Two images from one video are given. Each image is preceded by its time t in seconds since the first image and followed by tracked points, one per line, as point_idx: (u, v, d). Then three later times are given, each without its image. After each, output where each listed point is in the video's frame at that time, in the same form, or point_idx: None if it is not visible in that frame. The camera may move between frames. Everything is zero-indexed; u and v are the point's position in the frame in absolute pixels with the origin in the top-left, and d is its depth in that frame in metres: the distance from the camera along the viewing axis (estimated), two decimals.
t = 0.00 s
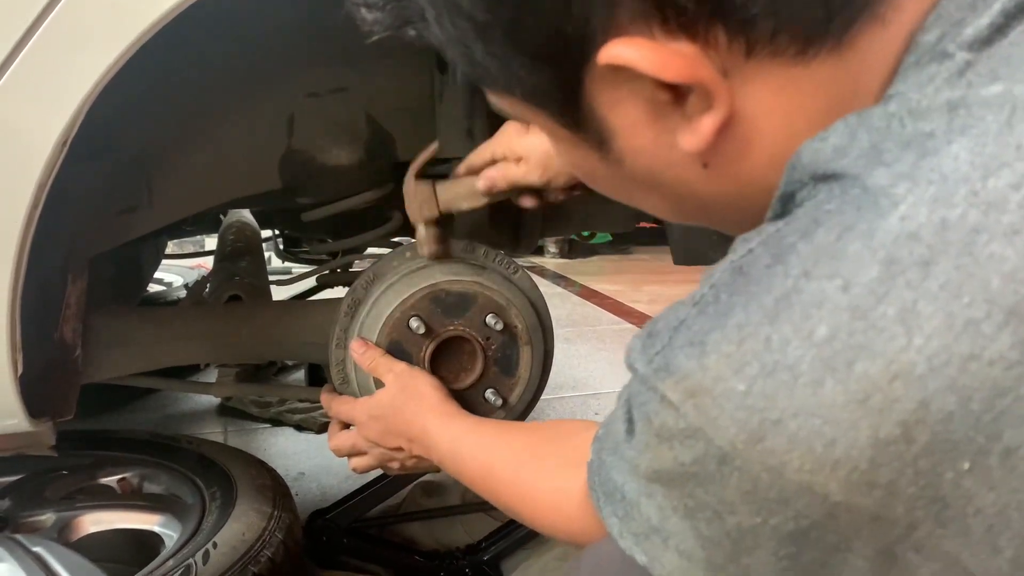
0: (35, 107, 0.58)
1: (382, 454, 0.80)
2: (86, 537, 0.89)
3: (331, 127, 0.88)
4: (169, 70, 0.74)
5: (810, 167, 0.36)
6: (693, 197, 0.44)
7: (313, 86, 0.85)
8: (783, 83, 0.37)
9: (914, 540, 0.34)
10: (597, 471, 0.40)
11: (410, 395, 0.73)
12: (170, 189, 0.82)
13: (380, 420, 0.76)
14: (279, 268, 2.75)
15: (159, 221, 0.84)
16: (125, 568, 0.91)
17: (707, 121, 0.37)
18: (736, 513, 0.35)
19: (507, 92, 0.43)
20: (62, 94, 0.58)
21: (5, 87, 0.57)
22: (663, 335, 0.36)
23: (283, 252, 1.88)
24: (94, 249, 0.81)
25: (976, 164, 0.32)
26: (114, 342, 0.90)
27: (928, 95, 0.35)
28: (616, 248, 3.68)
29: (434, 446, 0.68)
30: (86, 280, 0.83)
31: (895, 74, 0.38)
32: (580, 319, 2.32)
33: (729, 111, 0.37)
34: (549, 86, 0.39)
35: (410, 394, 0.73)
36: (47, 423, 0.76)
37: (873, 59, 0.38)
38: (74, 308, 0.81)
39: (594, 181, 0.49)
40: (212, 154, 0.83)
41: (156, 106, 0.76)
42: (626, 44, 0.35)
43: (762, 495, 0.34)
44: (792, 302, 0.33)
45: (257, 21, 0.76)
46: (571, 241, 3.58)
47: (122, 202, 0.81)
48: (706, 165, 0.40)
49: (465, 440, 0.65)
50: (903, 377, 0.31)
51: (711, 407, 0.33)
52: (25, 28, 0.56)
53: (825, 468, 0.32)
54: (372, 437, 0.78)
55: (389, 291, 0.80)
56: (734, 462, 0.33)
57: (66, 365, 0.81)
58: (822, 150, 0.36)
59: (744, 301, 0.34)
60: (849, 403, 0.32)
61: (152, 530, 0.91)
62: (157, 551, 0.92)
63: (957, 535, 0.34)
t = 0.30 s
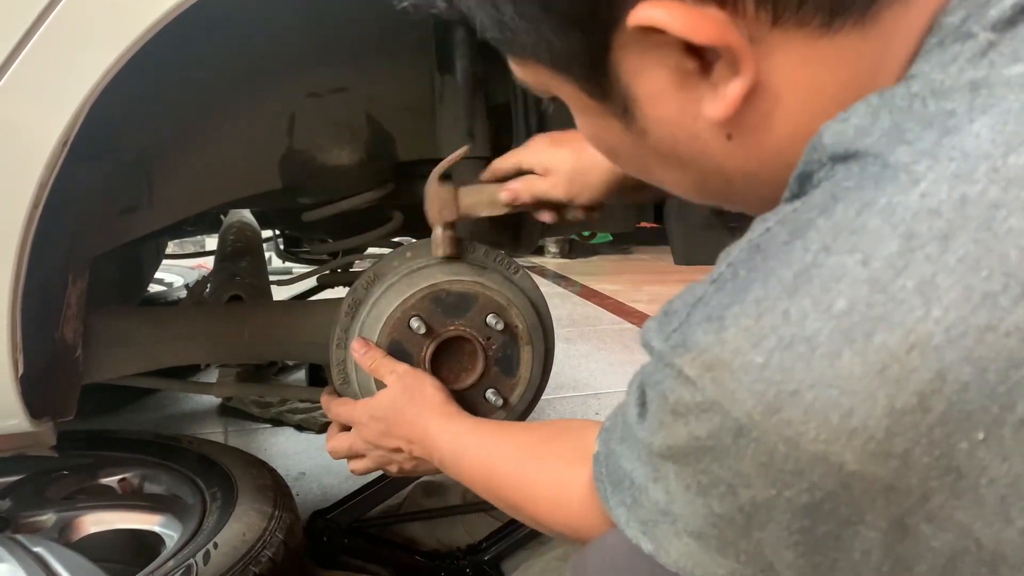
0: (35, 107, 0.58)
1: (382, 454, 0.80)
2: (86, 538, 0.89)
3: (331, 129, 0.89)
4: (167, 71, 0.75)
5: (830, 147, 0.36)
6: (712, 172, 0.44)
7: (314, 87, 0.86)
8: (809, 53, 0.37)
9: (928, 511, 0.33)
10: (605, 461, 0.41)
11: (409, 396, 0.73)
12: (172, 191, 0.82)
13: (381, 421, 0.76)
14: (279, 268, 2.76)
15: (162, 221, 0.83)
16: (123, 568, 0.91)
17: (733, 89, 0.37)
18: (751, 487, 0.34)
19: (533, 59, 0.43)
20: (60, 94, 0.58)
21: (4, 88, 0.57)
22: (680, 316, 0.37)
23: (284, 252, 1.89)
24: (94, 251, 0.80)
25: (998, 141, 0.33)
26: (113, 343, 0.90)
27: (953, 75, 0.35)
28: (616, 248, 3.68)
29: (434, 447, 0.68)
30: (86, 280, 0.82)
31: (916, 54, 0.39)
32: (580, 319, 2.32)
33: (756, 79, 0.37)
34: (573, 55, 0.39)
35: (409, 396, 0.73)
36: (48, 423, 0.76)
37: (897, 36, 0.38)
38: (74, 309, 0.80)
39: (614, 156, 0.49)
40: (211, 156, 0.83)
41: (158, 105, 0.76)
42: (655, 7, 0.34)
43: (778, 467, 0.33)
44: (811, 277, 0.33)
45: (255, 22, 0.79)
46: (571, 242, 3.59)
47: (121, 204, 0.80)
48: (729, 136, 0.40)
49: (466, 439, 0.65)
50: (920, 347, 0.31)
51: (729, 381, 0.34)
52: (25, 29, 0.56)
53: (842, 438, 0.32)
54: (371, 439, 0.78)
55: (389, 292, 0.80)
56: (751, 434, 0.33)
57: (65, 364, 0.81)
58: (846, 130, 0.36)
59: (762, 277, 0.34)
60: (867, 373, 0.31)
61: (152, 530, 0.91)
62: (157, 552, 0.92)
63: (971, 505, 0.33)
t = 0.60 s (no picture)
0: (35, 106, 0.58)
1: (342, 464, 0.78)
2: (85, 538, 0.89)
3: (331, 127, 0.89)
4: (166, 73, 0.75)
5: (814, 134, 0.36)
6: (727, 150, 0.42)
7: (314, 87, 0.86)
8: (832, 22, 0.36)
9: (886, 480, 0.33)
10: (595, 455, 0.41)
11: (372, 404, 0.73)
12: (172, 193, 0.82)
13: (342, 428, 0.75)
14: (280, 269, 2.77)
15: (164, 220, 0.82)
16: (125, 569, 0.91)
17: (755, 55, 0.36)
18: (728, 457, 0.34)
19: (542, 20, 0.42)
20: (59, 94, 0.58)
21: (5, 88, 0.57)
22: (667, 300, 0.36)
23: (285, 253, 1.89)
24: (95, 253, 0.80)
25: (958, 132, 0.33)
26: (113, 343, 0.91)
27: (941, 50, 0.36)
28: (616, 249, 3.69)
29: (399, 453, 0.68)
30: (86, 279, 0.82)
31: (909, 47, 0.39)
32: (580, 319, 2.32)
33: (779, 47, 0.36)
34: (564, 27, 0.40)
35: (372, 403, 0.73)
36: (47, 424, 0.76)
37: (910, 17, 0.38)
38: (74, 309, 0.80)
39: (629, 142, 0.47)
40: (211, 155, 0.84)
41: (159, 105, 0.77)
42: None
43: (749, 432, 0.33)
44: (784, 256, 0.33)
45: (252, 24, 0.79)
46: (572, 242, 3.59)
47: (120, 205, 0.80)
48: (749, 112, 0.39)
49: (430, 443, 0.65)
50: (878, 320, 0.31)
51: (714, 352, 0.33)
52: (25, 29, 0.56)
53: (812, 405, 0.32)
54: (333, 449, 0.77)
55: (390, 292, 0.81)
56: (731, 402, 0.33)
57: (63, 366, 0.80)
58: (830, 119, 0.36)
59: (741, 256, 0.35)
60: (833, 343, 0.31)
61: (152, 531, 0.91)
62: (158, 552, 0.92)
63: (923, 474, 0.33)
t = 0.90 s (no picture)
0: (34, 107, 0.57)
1: (330, 467, 0.78)
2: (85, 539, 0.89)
3: (329, 127, 0.88)
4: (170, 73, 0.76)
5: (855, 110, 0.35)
6: (793, 122, 0.41)
7: (313, 89, 0.86)
8: None
9: (896, 430, 0.32)
10: (607, 434, 0.42)
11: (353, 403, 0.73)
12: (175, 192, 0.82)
13: (325, 430, 0.75)
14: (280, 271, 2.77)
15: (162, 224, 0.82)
16: (126, 569, 0.91)
17: (841, 17, 0.35)
18: (750, 406, 0.33)
19: None
20: (59, 93, 0.57)
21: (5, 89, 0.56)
22: (703, 258, 0.35)
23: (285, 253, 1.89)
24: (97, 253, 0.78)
25: (982, 112, 0.32)
26: (113, 344, 0.90)
27: (981, 27, 0.34)
28: (616, 250, 3.69)
29: (378, 449, 0.68)
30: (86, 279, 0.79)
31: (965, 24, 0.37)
32: (580, 320, 2.32)
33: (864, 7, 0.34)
34: None
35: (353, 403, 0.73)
36: (47, 424, 0.74)
37: None
38: (74, 309, 0.78)
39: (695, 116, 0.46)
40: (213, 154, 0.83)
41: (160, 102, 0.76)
42: None
43: (772, 379, 0.33)
44: (819, 217, 0.32)
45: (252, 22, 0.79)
46: (571, 243, 3.59)
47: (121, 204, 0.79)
48: (825, 79, 0.37)
49: (409, 436, 0.65)
50: (899, 276, 0.31)
51: (745, 304, 0.33)
52: (25, 28, 0.55)
53: (829, 349, 0.31)
54: (318, 449, 0.77)
55: (390, 292, 0.80)
56: (757, 350, 0.33)
57: (64, 364, 0.77)
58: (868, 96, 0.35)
59: (778, 216, 0.34)
60: (855, 296, 0.31)
61: (151, 532, 0.91)
62: (158, 552, 0.92)
63: (933, 423, 0.32)
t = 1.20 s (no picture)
0: (33, 110, 0.57)
1: (333, 472, 0.77)
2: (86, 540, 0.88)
3: (329, 128, 0.89)
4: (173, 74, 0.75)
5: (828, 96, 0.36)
6: (762, 103, 0.41)
7: (313, 89, 0.86)
8: None
9: (884, 392, 0.31)
10: (600, 430, 0.40)
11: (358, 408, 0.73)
12: (174, 192, 0.82)
13: (328, 436, 0.75)
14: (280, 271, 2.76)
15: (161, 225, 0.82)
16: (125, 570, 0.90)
17: None
18: (740, 376, 0.33)
19: None
20: (60, 92, 0.57)
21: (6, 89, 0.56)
22: (696, 243, 0.35)
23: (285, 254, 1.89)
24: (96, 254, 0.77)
25: (954, 85, 0.33)
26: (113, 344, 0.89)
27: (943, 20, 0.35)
28: (616, 250, 3.69)
29: (381, 456, 0.68)
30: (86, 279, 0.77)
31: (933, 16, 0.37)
32: (581, 321, 2.32)
33: None
34: None
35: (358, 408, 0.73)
36: (47, 424, 0.72)
37: None
38: (74, 309, 0.76)
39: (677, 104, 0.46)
40: (213, 154, 0.83)
41: (159, 102, 0.76)
42: None
43: (761, 346, 0.32)
44: (803, 191, 0.33)
45: (252, 19, 0.79)
46: (572, 244, 3.59)
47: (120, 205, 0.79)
48: (780, 60, 0.37)
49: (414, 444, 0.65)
50: (881, 238, 0.31)
51: (734, 278, 0.33)
52: (26, 27, 0.55)
53: (817, 314, 0.31)
54: (320, 454, 0.77)
55: (390, 293, 0.80)
56: (746, 321, 0.32)
57: (64, 365, 0.76)
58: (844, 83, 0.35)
59: (764, 197, 0.34)
60: (840, 261, 0.31)
61: (151, 533, 0.90)
62: (157, 553, 0.92)
63: (930, 419, 0.32)
